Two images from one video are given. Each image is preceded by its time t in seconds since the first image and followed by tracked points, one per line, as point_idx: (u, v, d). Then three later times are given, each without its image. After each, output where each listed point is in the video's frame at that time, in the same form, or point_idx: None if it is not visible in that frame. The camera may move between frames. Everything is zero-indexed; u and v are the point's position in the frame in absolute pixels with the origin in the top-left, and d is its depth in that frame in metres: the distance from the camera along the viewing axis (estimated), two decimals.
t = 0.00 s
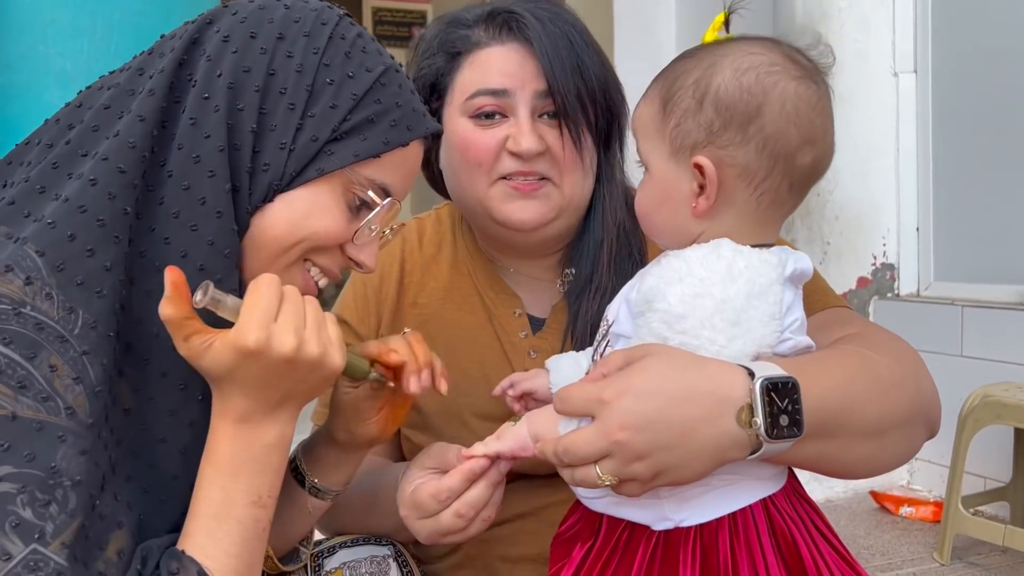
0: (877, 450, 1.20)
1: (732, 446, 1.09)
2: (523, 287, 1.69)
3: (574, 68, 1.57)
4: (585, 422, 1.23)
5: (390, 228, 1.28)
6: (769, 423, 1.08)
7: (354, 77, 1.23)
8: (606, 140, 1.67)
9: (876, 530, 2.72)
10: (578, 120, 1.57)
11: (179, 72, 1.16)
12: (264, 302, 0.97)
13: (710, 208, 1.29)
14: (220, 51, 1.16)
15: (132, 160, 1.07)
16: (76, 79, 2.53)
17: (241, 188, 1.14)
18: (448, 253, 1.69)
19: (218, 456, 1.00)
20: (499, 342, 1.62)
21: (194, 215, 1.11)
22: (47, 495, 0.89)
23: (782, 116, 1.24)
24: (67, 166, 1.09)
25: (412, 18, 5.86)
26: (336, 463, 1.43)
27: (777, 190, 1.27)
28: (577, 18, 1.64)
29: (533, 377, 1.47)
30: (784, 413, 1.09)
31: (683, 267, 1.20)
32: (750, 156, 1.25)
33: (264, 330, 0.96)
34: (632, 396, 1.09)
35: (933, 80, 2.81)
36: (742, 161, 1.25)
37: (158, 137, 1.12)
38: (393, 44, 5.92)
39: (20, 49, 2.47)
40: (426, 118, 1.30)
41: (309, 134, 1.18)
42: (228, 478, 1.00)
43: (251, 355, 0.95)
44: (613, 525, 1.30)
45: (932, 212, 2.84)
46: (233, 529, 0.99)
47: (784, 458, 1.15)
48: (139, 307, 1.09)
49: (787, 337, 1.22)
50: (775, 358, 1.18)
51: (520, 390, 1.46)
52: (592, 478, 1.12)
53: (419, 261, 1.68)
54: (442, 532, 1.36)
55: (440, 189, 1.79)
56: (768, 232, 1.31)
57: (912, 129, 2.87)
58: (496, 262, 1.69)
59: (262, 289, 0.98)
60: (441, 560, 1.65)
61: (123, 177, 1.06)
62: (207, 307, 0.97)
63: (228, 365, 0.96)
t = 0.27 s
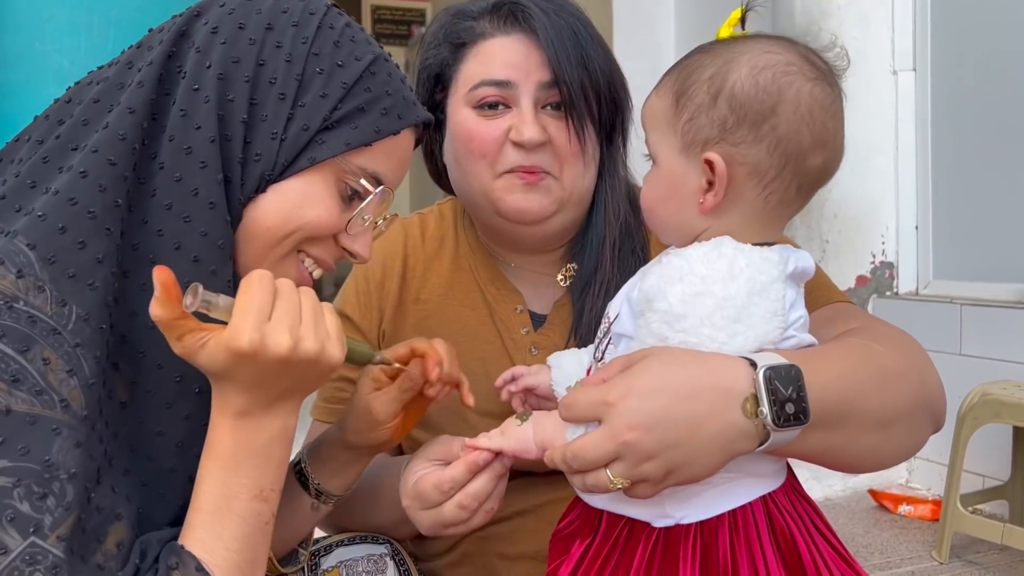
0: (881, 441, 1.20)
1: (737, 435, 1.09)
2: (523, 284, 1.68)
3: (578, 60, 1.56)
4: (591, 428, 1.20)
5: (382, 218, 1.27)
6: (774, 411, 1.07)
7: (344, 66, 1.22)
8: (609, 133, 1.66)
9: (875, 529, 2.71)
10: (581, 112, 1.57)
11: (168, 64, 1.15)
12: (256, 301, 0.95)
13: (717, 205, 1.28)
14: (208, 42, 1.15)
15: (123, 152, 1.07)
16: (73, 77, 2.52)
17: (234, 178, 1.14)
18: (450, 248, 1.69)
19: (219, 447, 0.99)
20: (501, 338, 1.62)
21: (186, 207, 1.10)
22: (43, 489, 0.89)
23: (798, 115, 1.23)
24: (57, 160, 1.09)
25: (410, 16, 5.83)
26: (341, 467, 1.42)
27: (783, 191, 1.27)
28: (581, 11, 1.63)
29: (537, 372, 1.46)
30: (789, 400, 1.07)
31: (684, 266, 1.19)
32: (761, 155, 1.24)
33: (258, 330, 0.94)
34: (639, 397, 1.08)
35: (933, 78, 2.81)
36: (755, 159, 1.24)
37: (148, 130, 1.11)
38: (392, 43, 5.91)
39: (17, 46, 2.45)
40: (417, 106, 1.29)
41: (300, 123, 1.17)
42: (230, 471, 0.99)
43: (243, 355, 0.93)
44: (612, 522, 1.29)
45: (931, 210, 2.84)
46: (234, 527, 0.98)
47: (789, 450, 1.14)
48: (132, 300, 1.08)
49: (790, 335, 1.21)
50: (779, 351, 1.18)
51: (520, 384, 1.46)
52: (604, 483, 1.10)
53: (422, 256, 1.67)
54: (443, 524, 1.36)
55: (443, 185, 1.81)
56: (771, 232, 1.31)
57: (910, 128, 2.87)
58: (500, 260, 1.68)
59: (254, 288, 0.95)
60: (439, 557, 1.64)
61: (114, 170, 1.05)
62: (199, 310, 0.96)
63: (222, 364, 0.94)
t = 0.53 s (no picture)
0: (886, 428, 1.19)
1: (744, 422, 1.08)
2: (523, 279, 1.67)
3: (581, 52, 1.55)
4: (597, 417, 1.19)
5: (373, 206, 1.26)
6: (780, 396, 1.06)
7: (330, 52, 1.21)
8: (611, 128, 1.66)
9: (873, 527, 2.71)
10: (583, 104, 1.56)
11: (153, 55, 1.14)
12: (269, 292, 0.96)
13: (746, 199, 1.25)
14: (192, 32, 1.14)
15: (111, 144, 1.05)
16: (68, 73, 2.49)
17: (222, 169, 1.12)
18: (451, 242, 1.68)
19: (228, 439, 0.98)
20: (503, 332, 1.61)
21: (175, 198, 1.09)
22: (38, 484, 0.88)
23: (821, 106, 1.25)
24: (45, 154, 1.08)
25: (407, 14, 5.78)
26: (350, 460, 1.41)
27: (806, 178, 1.28)
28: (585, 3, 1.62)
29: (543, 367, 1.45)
30: (794, 386, 1.07)
31: (690, 258, 1.18)
32: (791, 144, 1.24)
33: (266, 320, 0.94)
34: (646, 381, 1.07)
35: (932, 76, 2.81)
36: (784, 150, 1.24)
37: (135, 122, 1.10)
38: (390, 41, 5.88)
39: (12, 43, 2.42)
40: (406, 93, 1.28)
41: (287, 111, 1.15)
42: (238, 463, 0.98)
43: (251, 345, 0.93)
44: (612, 518, 1.28)
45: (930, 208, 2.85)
46: (238, 520, 0.97)
47: (793, 439, 1.14)
48: (123, 293, 1.07)
49: (797, 326, 1.21)
50: (787, 340, 1.17)
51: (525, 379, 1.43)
52: (607, 471, 1.09)
53: (422, 251, 1.66)
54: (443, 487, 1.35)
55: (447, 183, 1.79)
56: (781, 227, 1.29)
57: (909, 126, 2.87)
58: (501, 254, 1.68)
59: (269, 280, 0.96)
60: (435, 554, 1.63)
61: (103, 162, 1.04)
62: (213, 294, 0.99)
63: (231, 351, 0.94)
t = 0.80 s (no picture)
0: (886, 419, 1.19)
1: (742, 415, 1.08)
2: (522, 279, 1.68)
3: (585, 54, 1.55)
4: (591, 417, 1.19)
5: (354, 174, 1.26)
6: (775, 388, 1.06)
7: (290, 22, 1.21)
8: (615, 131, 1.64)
9: (871, 526, 2.71)
10: (587, 106, 1.55)
11: (112, 42, 1.13)
12: (231, 298, 0.93)
13: (738, 185, 1.24)
14: (150, 16, 1.13)
15: (80, 134, 1.05)
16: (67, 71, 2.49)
17: (194, 151, 1.13)
18: (447, 246, 1.67)
19: (201, 442, 0.98)
20: (501, 333, 1.61)
21: (146, 185, 1.09)
22: (20, 482, 0.88)
23: (794, 89, 1.27)
24: (18, 154, 1.08)
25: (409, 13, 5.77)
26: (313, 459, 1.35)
27: (788, 162, 1.28)
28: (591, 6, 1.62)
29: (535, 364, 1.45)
30: (789, 378, 1.07)
31: (678, 254, 1.17)
32: (773, 127, 1.24)
33: (230, 328, 0.92)
34: (639, 379, 1.07)
35: (931, 74, 2.81)
36: (767, 133, 1.24)
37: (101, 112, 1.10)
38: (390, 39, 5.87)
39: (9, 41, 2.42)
40: (372, 55, 1.28)
41: (253, 85, 1.16)
42: (209, 467, 0.98)
43: (216, 352, 0.91)
44: (610, 516, 1.28)
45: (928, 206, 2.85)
46: (213, 521, 0.97)
47: (788, 432, 1.13)
48: (100, 285, 1.07)
49: (788, 320, 1.21)
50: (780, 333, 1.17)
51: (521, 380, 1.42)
52: (606, 472, 1.09)
53: (417, 250, 1.66)
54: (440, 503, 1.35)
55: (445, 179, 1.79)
56: (766, 215, 1.29)
57: (907, 125, 2.87)
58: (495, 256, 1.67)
59: (231, 285, 0.93)
60: (433, 553, 1.64)
61: (73, 153, 1.03)
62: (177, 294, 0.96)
63: (197, 358, 0.93)
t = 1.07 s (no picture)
0: (875, 416, 1.19)
1: (729, 411, 1.08)
2: (517, 278, 1.68)
3: (574, 59, 1.54)
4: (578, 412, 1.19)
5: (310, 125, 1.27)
6: (762, 382, 1.06)
7: None
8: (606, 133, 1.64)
9: (869, 525, 2.71)
10: (576, 111, 1.55)
11: (35, 33, 1.09)
12: (201, 288, 0.93)
13: (727, 183, 1.24)
14: None
15: (18, 134, 1.03)
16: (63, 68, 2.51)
17: (149, 134, 1.12)
18: (441, 246, 1.67)
19: (168, 438, 0.98)
20: (495, 331, 1.61)
21: (98, 175, 1.09)
22: None
23: (775, 83, 1.27)
24: None
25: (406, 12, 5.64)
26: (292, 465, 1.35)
27: (776, 159, 1.29)
28: (579, 6, 1.60)
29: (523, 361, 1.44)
30: (776, 372, 1.07)
31: (666, 251, 1.18)
32: (759, 123, 1.25)
33: (202, 317, 0.92)
34: (628, 373, 1.07)
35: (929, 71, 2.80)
36: (754, 128, 1.24)
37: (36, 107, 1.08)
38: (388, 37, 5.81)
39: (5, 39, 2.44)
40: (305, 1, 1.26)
41: (193, 56, 1.15)
42: (177, 462, 0.98)
43: (188, 340, 0.92)
44: (600, 515, 1.28)
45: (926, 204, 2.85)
46: (182, 514, 0.98)
47: (775, 430, 1.13)
48: (65, 280, 1.07)
49: (776, 316, 1.20)
50: (768, 329, 1.17)
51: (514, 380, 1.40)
52: (593, 464, 1.09)
53: (412, 249, 1.66)
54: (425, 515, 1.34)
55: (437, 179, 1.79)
56: (754, 212, 1.30)
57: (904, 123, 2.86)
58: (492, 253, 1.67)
59: (200, 274, 0.93)
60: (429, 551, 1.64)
61: (14, 153, 1.02)
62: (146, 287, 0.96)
63: (167, 349, 0.92)
